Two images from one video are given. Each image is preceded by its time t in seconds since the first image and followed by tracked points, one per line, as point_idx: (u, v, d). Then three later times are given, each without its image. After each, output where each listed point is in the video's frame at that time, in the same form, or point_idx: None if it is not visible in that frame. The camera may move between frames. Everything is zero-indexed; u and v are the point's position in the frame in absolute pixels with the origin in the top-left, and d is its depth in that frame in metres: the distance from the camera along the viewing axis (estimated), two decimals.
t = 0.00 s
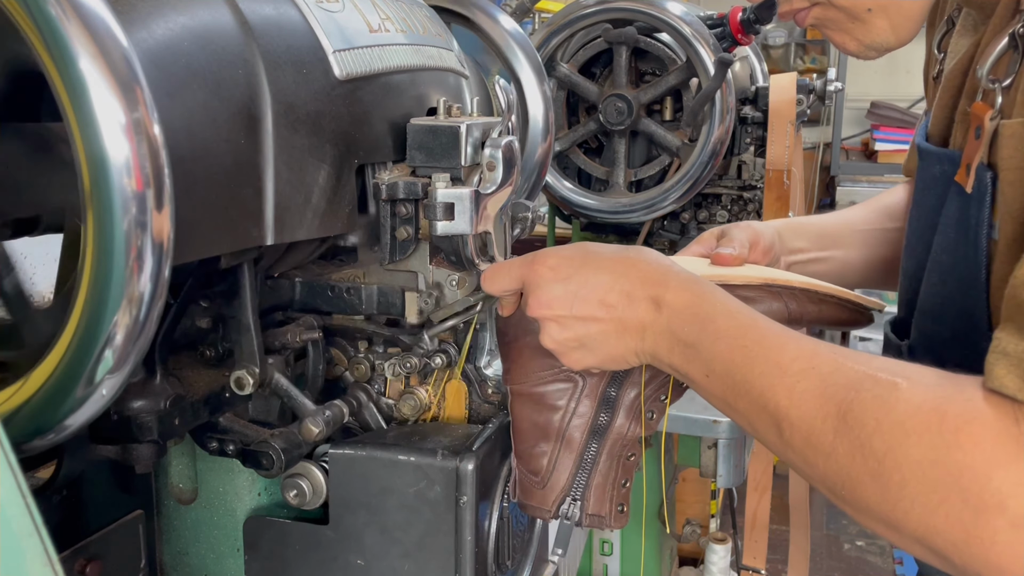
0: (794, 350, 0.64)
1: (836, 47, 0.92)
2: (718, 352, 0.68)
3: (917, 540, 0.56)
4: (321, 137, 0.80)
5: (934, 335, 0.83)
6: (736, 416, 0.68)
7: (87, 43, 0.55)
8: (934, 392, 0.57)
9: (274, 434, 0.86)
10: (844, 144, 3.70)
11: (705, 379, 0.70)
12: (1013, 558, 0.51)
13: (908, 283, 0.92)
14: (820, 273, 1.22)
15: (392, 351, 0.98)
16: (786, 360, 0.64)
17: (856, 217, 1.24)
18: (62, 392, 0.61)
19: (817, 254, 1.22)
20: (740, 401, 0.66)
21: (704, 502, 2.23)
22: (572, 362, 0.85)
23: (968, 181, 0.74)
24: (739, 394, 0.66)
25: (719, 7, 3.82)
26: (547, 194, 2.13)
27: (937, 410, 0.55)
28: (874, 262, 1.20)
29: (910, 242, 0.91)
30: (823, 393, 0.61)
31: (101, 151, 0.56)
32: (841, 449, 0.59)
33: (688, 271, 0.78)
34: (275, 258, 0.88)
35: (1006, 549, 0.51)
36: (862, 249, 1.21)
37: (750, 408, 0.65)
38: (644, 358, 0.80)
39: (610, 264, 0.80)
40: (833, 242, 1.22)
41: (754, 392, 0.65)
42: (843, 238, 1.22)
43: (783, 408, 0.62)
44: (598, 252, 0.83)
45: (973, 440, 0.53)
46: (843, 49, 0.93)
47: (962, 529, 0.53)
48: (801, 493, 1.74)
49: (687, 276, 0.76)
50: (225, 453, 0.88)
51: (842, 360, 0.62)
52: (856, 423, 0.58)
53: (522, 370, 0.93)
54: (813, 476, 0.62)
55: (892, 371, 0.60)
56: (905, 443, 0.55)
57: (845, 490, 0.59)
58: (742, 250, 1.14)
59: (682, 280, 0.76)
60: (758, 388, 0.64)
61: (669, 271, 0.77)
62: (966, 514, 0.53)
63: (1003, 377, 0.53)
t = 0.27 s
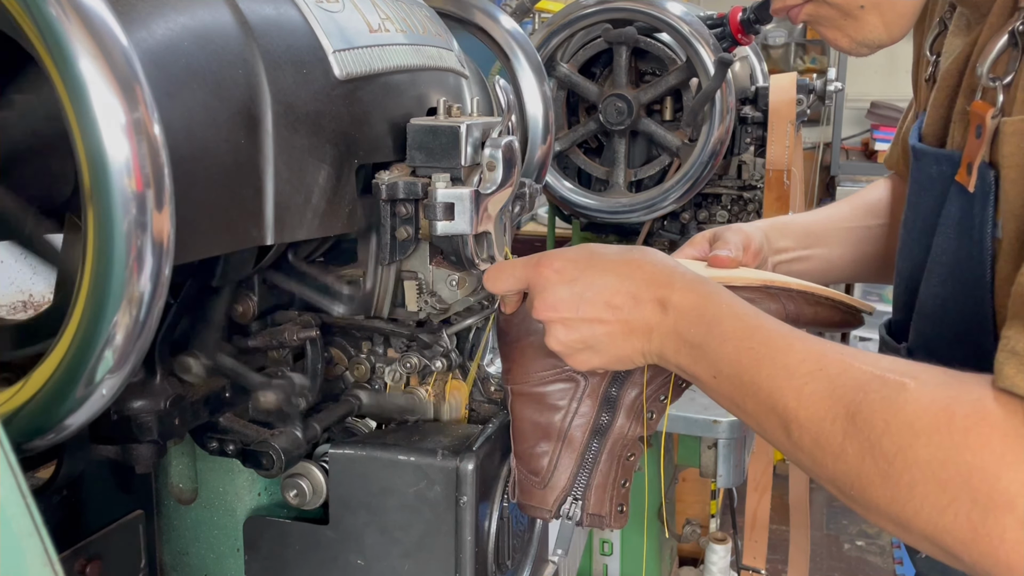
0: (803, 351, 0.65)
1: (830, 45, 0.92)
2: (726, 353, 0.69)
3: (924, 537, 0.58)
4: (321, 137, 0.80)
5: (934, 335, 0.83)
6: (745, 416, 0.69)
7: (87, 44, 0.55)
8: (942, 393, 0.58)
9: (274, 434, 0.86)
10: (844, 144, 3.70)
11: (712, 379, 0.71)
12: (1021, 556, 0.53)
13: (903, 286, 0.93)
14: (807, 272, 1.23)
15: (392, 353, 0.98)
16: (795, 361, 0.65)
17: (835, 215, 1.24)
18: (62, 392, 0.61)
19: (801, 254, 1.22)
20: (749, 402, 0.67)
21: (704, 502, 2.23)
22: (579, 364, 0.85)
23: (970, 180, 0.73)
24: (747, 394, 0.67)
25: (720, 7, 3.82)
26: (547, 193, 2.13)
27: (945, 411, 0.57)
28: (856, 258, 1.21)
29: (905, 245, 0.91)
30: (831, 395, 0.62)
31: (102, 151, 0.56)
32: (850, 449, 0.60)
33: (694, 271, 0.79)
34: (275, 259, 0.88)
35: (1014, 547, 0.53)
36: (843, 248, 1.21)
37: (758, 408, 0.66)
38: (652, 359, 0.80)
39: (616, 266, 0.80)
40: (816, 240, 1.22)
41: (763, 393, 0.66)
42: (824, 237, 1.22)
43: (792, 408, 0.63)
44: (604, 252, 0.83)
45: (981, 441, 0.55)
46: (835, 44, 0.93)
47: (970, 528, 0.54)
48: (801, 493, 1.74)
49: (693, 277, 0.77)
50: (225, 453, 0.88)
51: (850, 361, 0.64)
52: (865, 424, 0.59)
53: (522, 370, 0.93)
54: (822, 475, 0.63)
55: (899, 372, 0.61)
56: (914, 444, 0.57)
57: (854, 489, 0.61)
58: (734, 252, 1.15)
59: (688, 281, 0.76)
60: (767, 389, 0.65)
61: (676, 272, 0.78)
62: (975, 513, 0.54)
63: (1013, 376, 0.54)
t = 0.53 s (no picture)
0: (816, 346, 0.66)
1: (826, 39, 0.93)
2: (740, 350, 0.69)
3: (945, 527, 0.59)
4: (321, 137, 0.80)
5: (934, 335, 0.83)
6: (762, 411, 0.70)
7: (87, 43, 0.55)
8: (958, 385, 0.59)
9: (275, 434, 0.86)
10: (844, 144, 3.70)
11: (728, 376, 0.71)
12: None
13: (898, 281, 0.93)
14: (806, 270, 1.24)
15: (392, 350, 0.99)
16: (808, 357, 0.65)
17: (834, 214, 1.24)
18: (62, 392, 0.61)
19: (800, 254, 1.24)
20: (765, 397, 0.68)
21: (704, 502, 2.23)
22: (593, 362, 0.85)
23: (964, 169, 0.73)
24: (763, 391, 0.68)
25: (720, 7, 3.82)
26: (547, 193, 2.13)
27: (960, 404, 0.57)
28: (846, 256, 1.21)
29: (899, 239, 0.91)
30: (846, 390, 0.62)
31: (102, 151, 0.56)
32: (867, 444, 0.60)
33: (705, 269, 0.79)
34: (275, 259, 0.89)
35: None
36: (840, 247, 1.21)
37: (775, 404, 0.67)
38: (666, 357, 0.81)
39: (625, 266, 0.81)
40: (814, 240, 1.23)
41: (779, 389, 0.66)
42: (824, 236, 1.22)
43: (808, 404, 0.64)
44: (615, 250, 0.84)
45: (996, 433, 0.55)
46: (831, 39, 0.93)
47: (990, 518, 0.55)
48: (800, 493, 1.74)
49: (704, 276, 0.77)
50: (225, 453, 0.88)
51: (863, 355, 0.64)
52: (881, 419, 0.60)
53: (521, 371, 0.93)
54: (841, 467, 0.64)
55: (913, 365, 0.62)
56: (930, 438, 0.57)
57: (875, 481, 0.61)
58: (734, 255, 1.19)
59: (701, 279, 0.77)
60: (782, 385, 0.66)
61: (688, 269, 0.78)
62: (993, 503, 0.55)
63: None
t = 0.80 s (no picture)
0: (820, 343, 0.66)
1: (823, 30, 0.92)
2: (746, 346, 0.70)
3: (945, 525, 0.58)
4: (321, 137, 0.80)
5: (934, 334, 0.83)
6: (768, 408, 0.70)
7: (86, 43, 0.55)
8: (956, 384, 0.58)
9: (275, 434, 0.86)
10: (843, 144, 3.70)
11: (733, 372, 0.72)
12: None
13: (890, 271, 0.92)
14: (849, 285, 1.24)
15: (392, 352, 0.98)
16: (812, 354, 0.65)
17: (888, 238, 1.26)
18: (62, 392, 0.61)
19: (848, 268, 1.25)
20: (771, 394, 0.68)
21: (704, 502, 2.23)
22: (599, 357, 0.85)
23: (951, 162, 0.73)
24: (768, 387, 0.68)
25: (720, 7, 3.82)
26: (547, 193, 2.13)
27: (958, 403, 0.57)
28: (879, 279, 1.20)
29: (892, 230, 0.91)
30: (848, 387, 0.62)
31: (101, 151, 0.56)
32: (868, 442, 0.60)
33: (712, 266, 0.80)
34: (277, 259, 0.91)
35: None
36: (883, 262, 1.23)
37: (778, 400, 0.67)
38: (673, 356, 0.81)
39: (636, 262, 0.81)
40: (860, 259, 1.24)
41: (783, 386, 0.66)
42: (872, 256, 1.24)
43: (811, 400, 0.64)
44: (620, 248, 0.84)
45: (993, 434, 0.55)
46: (827, 31, 0.93)
47: (989, 519, 0.55)
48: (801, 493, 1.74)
49: (715, 272, 0.78)
50: (225, 454, 0.87)
51: (867, 352, 0.64)
52: (882, 417, 0.60)
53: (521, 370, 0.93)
54: (845, 465, 0.64)
55: (913, 365, 0.61)
56: (929, 438, 0.57)
57: (876, 480, 0.61)
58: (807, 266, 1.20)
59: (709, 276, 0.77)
60: (787, 382, 0.66)
61: (698, 266, 0.79)
62: (992, 504, 0.54)
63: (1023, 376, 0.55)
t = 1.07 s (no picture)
0: (816, 344, 0.66)
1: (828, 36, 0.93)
2: (742, 347, 0.69)
3: (942, 530, 0.58)
4: (321, 137, 0.80)
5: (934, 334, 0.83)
6: (762, 408, 0.70)
7: (86, 43, 0.55)
8: (954, 392, 0.59)
9: (275, 434, 0.87)
10: (844, 144, 3.70)
11: (728, 373, 0.71)
12: None
13: (891, 277, 0.91)
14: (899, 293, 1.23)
15: (392, 351, 0.99)
16: (807, 356, 0.65)
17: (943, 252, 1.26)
18: (62, 392, 0.61)
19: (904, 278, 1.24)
20: (765, 395, 0.68)
21: (704, 502, 2.23)
22: (591, 358, 0.85)
23: (947, 165, 0.73)
24: (764, 388, 0.68)
25: (720, 7, 3.82)
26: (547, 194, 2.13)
27: (958, 411, 0.57)
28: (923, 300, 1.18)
29: (894, 235, 0.90)
30: (844, 390, 0.62)
31: (102, 151, 0.56)
32: (865, 446, 0.60)
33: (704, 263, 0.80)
34: (275, 258, 0.89)
35: None
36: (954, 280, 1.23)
37: (774, 403, 0.67)
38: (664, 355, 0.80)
39: (624, 259, 0.82)
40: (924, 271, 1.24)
41: (778, 388, 0.66)
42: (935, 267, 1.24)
43: (807, 403, 0.64)
44: (611, 245, 0.85)
45: (992, 442, 0.55)
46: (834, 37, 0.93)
47: (986, 526, 0.55)
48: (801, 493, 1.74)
49: (705, 269, 0.77)
50: (225, 453, 0.88)
51: (863, 356, 0.64)
52: (879, 421, 0.60)
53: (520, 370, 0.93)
54: (839, 467, 0.64)
55: (909, 369, 0.62)
56: (927, 444, 0.57)
57: (873, 483, 0.61)
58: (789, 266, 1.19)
59: (701, 273, 0.77)
60: (782, 384, 0.66)
61: (688, 265, 0.78)
62: (990, 511, 0.54)
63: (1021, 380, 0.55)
